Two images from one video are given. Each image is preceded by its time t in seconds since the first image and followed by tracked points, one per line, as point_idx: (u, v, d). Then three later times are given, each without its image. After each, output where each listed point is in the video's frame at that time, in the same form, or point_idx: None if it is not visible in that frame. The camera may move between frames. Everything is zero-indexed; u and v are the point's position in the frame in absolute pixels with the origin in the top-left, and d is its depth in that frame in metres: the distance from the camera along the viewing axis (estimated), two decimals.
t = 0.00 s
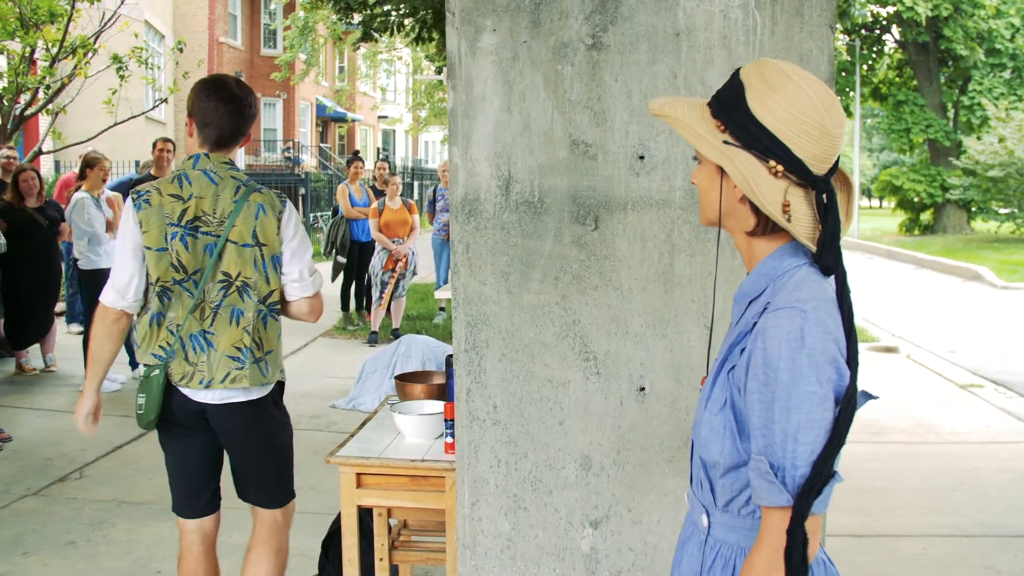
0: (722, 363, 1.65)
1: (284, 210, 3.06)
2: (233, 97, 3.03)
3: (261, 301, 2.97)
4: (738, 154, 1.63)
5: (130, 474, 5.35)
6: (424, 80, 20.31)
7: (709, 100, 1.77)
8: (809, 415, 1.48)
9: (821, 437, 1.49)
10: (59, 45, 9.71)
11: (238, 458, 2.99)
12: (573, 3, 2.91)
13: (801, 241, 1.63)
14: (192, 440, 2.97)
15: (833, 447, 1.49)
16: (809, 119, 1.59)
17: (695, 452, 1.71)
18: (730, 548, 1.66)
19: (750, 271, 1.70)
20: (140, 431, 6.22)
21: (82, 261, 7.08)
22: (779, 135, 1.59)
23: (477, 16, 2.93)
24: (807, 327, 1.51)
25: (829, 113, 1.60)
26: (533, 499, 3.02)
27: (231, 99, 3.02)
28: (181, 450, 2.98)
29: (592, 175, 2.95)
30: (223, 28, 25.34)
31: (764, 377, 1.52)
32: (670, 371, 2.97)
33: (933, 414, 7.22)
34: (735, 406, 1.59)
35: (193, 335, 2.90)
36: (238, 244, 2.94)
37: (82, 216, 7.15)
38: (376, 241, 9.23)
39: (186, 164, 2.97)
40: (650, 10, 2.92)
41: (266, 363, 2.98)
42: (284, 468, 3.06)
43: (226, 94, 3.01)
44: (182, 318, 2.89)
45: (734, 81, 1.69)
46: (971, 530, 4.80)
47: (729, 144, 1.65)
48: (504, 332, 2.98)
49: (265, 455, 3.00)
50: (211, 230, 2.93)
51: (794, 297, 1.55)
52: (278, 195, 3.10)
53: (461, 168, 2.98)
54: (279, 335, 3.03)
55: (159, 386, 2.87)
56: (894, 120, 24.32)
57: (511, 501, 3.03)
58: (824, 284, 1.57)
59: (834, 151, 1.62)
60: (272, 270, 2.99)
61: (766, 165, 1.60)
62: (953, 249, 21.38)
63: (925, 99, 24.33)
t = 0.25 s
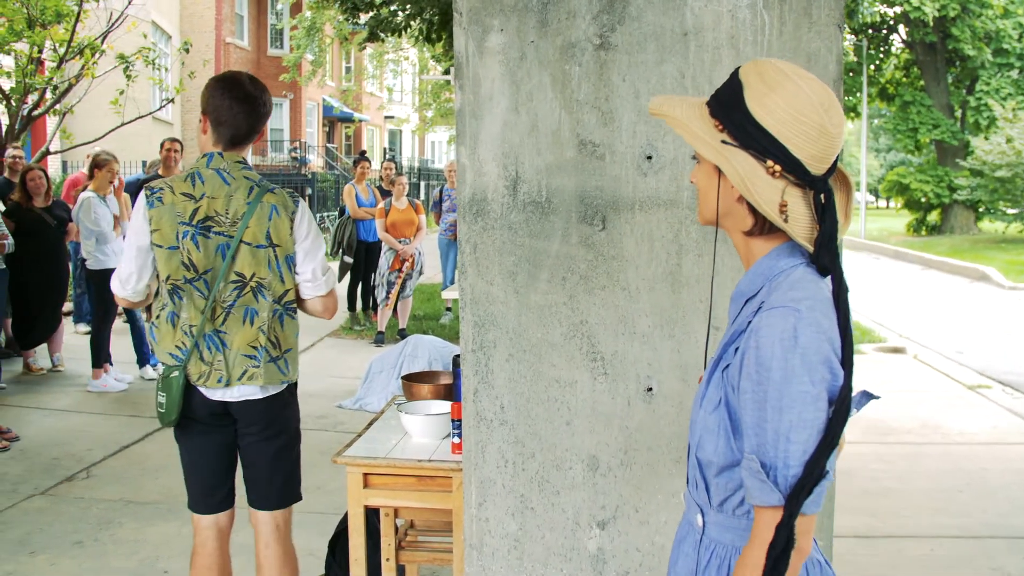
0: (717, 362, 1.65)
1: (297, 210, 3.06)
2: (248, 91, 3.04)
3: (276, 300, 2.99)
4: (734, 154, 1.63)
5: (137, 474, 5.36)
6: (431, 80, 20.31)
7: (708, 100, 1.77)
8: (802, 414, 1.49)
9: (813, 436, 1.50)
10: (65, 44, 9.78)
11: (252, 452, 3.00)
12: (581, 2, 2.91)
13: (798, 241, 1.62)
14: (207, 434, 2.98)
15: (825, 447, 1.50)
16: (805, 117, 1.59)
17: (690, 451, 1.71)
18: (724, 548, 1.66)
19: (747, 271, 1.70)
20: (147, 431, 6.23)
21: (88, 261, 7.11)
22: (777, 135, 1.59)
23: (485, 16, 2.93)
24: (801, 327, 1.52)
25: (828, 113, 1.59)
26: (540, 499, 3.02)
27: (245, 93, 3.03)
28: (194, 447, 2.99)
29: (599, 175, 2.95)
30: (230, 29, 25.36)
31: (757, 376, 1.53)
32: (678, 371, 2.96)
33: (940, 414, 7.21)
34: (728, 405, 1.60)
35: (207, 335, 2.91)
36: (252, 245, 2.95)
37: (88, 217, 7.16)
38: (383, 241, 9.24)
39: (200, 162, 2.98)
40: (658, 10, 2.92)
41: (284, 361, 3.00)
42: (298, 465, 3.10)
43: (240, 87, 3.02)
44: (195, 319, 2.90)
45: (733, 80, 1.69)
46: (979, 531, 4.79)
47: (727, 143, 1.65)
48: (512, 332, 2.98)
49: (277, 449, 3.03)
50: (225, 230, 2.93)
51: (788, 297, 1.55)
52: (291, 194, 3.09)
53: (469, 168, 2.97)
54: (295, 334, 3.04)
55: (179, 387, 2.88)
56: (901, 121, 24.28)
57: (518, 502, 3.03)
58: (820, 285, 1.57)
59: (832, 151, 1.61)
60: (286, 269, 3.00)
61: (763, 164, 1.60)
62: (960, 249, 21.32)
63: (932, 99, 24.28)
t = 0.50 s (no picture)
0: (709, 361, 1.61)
1: (306, 210, 3.04)
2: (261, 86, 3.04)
3: (281, 301, 2.98)
4: (730, 153, 1.57)
5: (144, 474, 5.36)
6: (438, 79, 20.34)
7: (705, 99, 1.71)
8: (792, 414, 1.44)
9: (805, 435, 1.45)
10: (72, 44, 9.78)
11: (261, 451, 3.01)
12: (588, 2, 2.91)
13: (792, 241, 1.57)
14: (219, 433, 3.00)
15: (817, 447, 1.45)
16: (801, 117, 1.53)
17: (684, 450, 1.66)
18: (717, 549, 1.61)
19: (742, 272, 1.65)
20: (153, 431, 6.24)
21: (98, 264, 7.13)
22: (772, 135, 1.53)
23: (491, 15, 2.92)
24: (792, 324, 1.46)
25: (823, 110, 1.53)
26: (547, 500, 3.02)
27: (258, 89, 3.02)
28: (206, 445, 3.01)
29: (606, 175, 2.95)
30: (236, 29, 25.40)
31: (747, 375, 1.47)
32: (684, 372, 2.96)
33: (947, 415, 7.19)
34: (720, 406, 1.55)
35: (217, 334, 2.92)
36: (259, 245, 2.95)
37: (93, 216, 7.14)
38: (389, 241, 9.25)
39: (212, 162, 2.99)
40: (664, 10, 2.92)
41: (288, 362, 2.98)
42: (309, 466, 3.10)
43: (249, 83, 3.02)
44: (204, 317, 2.92)
45: (730, 77, 1.62)
46: (987, 532, 4.78)
47: (722, 142, 1.60)
48: (518, 333, 2.98)
49: (288, 449, 3.03)
50: (233, 230, 2.94)
51: (780, 295, 1.50)
52: (301, 194, 3.07)
53: (475, 168, 2.97)
54: (303, 335, 3.03)
55: (192, 386, 2.90)
56: (907, 120, 24.24)
57: (525, 502, 3.03)
58: (815, 284, 1.52)
59: (830, 150, 1.55)
60: (291, 270, 2.99)
61: (758, 164, 1.54)
62: (967, 249, 21.27)
63: (939, 99, 24.24)
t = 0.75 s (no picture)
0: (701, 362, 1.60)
1: (323, 208, 3.07)
2: (274, 85, 3.07)
3: (303, 298, 3.00)
4: (723, 153, 1.57)
5: (151, 473, 5.37)
6: (444, 79, 20.33)
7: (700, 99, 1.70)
8: (781, 414, 1.44)
9: (794, 436, 1.44)
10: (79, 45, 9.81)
11: (271, 451, 3.02)
12: (594, 2, 2.91)
13: (785, 242, 1.56)
14: (229, 435, 3.01)
15: (806, 447, 1.45)
16: (793, 116, 1.52)
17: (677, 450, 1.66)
18: (711, 550, 1.60)
19: (734, 271, 1.63)
20: (160, 431, 6.25)
21: (104, 261, 7.12)
22: (765, 134, 1.53)
23: (498, 16, 2.93)
24: (781, 325, 1.46)
25: (813, 111, 1.52)
26: (554, 500, 3.01)
27: (271, 89, 3.05)
28: (216, 446, 3.01)
29: (613, 175, 2.94)
30: (243, 29, 25.42)
31: (737, 375, 1.47)
32: (691, 371, 2.95)
33: (954, 415, 7.17)
34: (711, 406, 1.54)
35: (236, 333, 2.92)
36: (279, 242, 2.96)
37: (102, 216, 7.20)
38: (395, 241, 9.25)
39: (225, 162, 2.99)
40: (671, 9, 2.91)
41: (313, 358, 3.02)
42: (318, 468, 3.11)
43: (259, 81, 3.03)
44: (225, 316, 2.92)
45: (724, 78, 1.62)
46: (994, 533, 4.76)
47: (715, 142, 1.59)
48: (526, 333, 2.98)
49: (299, 450, 3.04)
50: (252, 228, 2.95)
51: (770, 296, 1.50)
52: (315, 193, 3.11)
53: (482, 168, 2.97)
54: (324, 331, 3.06)
55: (208, 384, 2.90)
56: (914, 120, 24.18)
57: (532, 502, 3.02)
58: (807, 284, 1.51)
59: (823, 151, 1.55)
60: (314, 266, 3.00)
61: (751, 164, 1.54)
62: (974, 249, 21.21)
63: (946, 99, 24.18)
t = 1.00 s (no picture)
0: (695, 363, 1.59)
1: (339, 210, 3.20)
2: (286, 88, 3.14)
3: (325, 295, 3.10)
4: (716, 154, 1.56)
5: (157, 473, 5.38)
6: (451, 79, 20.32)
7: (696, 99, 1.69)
8: (771, 416, 1.44)
9: (784, 438, 1.44)
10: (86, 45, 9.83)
11: (281, 453, 3.06)
12: (602, 3, 2.91)
13: (778, 244, 1.56)
14: (239, 440, 3.01)
15: (796, 450, 1.44)
16: (785, 118, 1.51)
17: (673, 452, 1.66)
18: (707, 550, 1.60)
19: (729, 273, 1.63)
20: (167, 431, 6.26)
21: (110, 260, 7.14)
22: (757, 135, 1.51)
23: (505, 16, 2.93)
24: (771, 327, 1.46)
25: (805, 112, 1.51)
26: (561, 500, 3.01)
27: (284, 91, 3.11)
28: (225, 451, 3.00)
29: (620, 176, 2.94)
30: (250, 30, 25.44)
31: (727, 377, 1.47)
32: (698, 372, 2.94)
33: (961, 416, 7.16)
34: (702, 408, 1.54)
35: (258, 332, 2.95)
36: (303, 241, 3.04)
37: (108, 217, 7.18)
38: (401, 242, 9.26)
39: (243, 161, 3.03)
40: (679, 9, 2.91)
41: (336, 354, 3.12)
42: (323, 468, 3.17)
43: (273, 81, 3.09)
44: (245, 316, 2.94)
45: (718, 78, 1.61)
46: (1002, 534, 4.75)
47: (708, 143, 1.58)
48: (532, 332, 2.98)
49: (307, 452, 3.09)
50: (275, 228, 3.00)
51: (762, 297, 1.49)
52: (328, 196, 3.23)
53: (489, 169, 2.97)
54: (341, 327, 3.17)
55: (228, 385, 2.88)
56: (921, 120, 24.12)
57: (539, 502, 3.02)
58: (800, 286, 1.51)
59: (817, 153, 1.54)
60: (335, 265, 3.12)
61: (744, 166, 1.53)
62: (981, 249, 21.14)
63: (953, 99, 24.11)
